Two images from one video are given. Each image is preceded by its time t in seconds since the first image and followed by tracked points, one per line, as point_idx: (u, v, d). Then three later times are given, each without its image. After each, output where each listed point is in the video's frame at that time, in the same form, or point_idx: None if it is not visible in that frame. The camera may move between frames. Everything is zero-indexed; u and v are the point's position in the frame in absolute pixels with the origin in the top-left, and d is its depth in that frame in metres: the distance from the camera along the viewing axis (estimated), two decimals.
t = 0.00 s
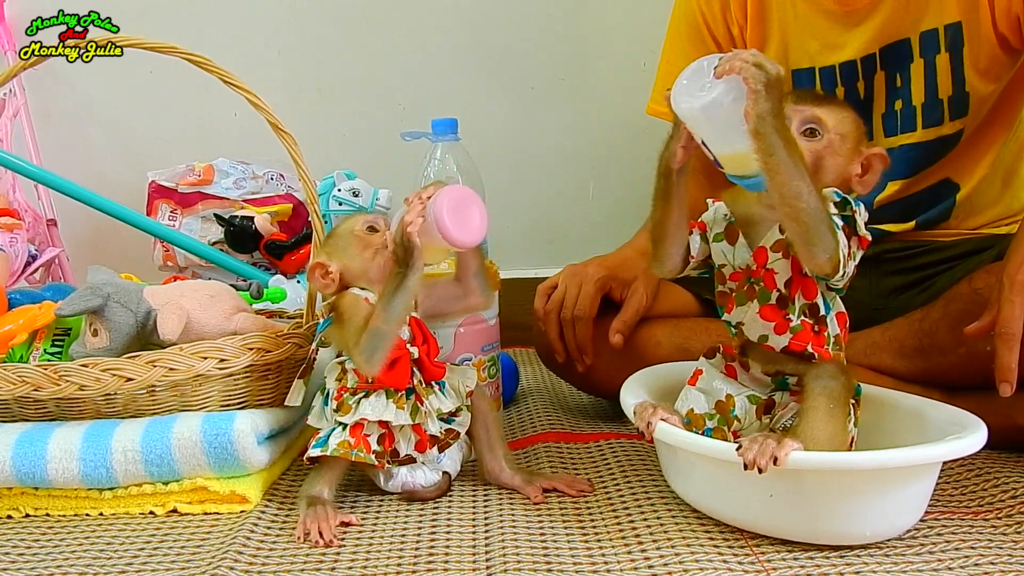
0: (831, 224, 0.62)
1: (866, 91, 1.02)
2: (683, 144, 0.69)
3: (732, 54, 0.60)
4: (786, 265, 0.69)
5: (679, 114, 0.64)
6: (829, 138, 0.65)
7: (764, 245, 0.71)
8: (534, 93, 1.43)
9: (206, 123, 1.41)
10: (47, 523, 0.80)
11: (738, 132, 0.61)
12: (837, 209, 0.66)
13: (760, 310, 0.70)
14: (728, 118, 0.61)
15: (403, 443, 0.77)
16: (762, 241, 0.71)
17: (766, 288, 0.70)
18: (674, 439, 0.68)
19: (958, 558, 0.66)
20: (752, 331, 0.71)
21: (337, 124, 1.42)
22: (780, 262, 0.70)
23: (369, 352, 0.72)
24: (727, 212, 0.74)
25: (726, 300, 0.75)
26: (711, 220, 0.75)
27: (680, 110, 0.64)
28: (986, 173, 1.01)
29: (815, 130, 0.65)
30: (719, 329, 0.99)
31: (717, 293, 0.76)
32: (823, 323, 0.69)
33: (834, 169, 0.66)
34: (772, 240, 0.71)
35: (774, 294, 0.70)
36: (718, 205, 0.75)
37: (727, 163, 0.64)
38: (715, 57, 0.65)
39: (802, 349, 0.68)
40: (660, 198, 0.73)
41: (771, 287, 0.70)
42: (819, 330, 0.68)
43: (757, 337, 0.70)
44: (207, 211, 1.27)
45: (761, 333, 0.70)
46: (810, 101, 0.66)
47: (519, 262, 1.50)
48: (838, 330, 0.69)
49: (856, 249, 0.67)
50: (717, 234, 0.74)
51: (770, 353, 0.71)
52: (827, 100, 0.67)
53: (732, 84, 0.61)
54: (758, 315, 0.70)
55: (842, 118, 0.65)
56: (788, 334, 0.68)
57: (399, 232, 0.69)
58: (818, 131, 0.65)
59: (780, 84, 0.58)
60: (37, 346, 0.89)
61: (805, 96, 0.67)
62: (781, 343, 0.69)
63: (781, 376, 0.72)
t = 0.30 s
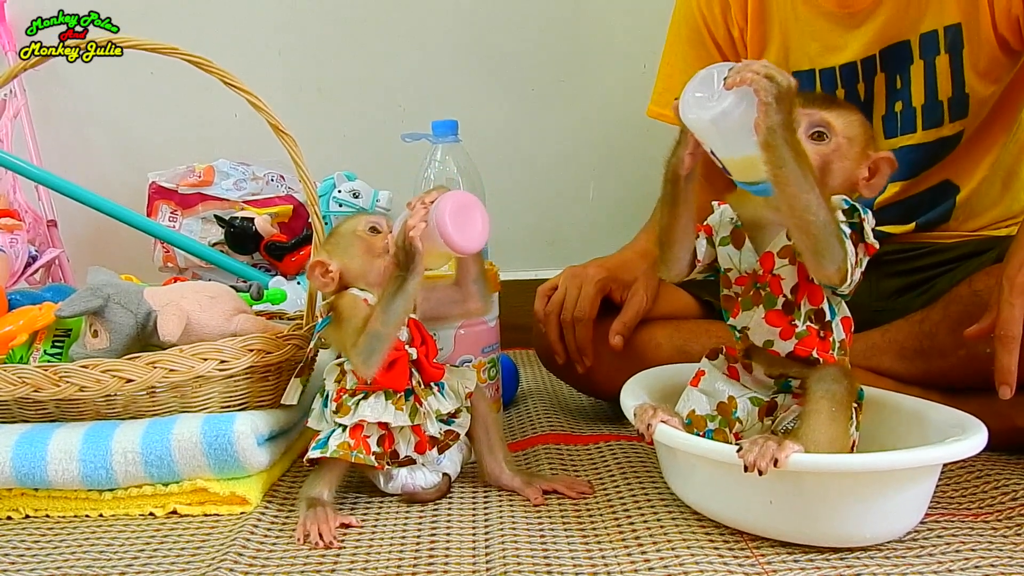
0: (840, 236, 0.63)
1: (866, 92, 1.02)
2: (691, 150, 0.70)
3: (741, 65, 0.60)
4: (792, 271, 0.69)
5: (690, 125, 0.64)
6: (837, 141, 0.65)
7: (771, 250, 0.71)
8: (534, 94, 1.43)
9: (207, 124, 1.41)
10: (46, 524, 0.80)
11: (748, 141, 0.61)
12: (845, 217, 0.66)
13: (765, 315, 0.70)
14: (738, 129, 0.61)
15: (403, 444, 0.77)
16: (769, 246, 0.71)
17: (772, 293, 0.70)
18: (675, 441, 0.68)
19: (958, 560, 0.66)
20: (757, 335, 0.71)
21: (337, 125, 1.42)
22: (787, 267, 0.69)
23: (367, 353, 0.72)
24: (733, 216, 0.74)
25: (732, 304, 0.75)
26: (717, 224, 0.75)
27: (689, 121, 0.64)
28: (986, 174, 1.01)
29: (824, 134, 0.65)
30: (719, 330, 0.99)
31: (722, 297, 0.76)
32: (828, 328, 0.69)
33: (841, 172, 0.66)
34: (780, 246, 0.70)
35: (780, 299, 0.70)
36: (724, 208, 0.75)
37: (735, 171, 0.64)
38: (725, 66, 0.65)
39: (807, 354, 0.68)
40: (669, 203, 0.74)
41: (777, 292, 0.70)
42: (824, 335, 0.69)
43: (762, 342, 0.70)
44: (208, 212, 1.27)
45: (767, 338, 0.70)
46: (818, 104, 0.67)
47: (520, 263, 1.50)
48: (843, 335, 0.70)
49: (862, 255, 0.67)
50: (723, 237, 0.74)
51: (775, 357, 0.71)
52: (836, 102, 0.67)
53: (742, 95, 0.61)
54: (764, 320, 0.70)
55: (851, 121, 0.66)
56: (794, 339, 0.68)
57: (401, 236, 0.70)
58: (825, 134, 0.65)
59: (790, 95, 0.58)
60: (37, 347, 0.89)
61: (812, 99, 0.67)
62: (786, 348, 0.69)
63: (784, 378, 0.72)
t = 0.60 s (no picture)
0: (851, 241, 0.63)
1: (864, 94, 1.02)
2: (702, 152, 0.71)
3: (756, 70, 0.60)
4: (801, 274, 0.69)
5: (700, 127, 0.64)
6: (846, 142, 0.65)
7: (779, 253, 0.71)
8: (535, 95, 1.43)
9: (207, 125, 1.41)
10: (47, 525, 0.79)
11: (760, 145, 0.61)
12: (854, 221, 0.66)
13: (773, 317, 0.70)
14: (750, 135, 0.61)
15: (404, 444, 0.77)
16: (777, 249, 0.71)
17: (780, 296, 0.70)
18: (676, 441, 0.68)
19: (959, 561, 0.66)
20: (763, 338, 0.71)
21: (337, 126, 1.42)
22: (795, 271, 0.69)
23: (372, 347, 0.71)
24: (740, 217, 0.74)
25: (738, 305, 0.75)
26: (724, 225, 0.75)
27: (701, 123, 0.64)
28: (987, 175, 1.01)
29: (833, 135, 0.65)
30: (720, 332, 0.99)
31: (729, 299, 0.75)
32: (835, 330, 0.69)
33: (851, 174, 0.66)
34: (787, 249, 0.70)
35: (787, 302, 0.70)
36: (732, 209, 0.75)
37: (746, 173, 0.64)
38: (740, 70, 0.66)
39: (814, 357, 0.68)
40: (679, 206, 0.75)
41: (785, 295, 0.70)
42: (831, 338, 0.68)
43: (769, 344, 0.70)
44: (208, 213, 1.27)
45: (773, 340, 0.70)
46: (828, 105, 0.67)
47: (520, 264, 1.51)
48: (849, 338, 0.70)
49: (870, 259, 0.67)
50: (730, 239, 0.74)
51: (781, 359, 0.71)
52: (846, 103, 0.67)
53: (756, 100, 0.61)
54: (771, 323, 0.70)
55: (861, 123, 0.66)
56: (800, 342, 0.68)
57: (407, 227, 0.70)
58: (836, 134, 0.65)
59: (804, 100, 0.59)
60: (37, 348, 0.89)
61: (822, 99, 0.67)
62: (793, 351, 0.69)
63: (789, 379, 0.72)
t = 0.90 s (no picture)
0: (853, 245, 0.63)
1: (863, 95, 1.01)
2: (699, 158, 0.71)
3: (754, 75, 0.60)
4: (803, 277, 0.69)
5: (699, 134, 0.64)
6: (846, 143, 0.65)
7: (781, 255, 0.70)
8: (535, 95, 1.43)
9: (207, 125, 1.41)
10: (47, 525, 0.79)
11: (759, 149, 0.61)
12: (856, 223, 0.66)
13: (775, 321, 0.70)
14: (748, 140, 0.61)
15: (405, 444, 0.77)
16: (779, 251, 0.71)
17: (782, 299, 0.70)
18: (676, 442, 0.68)
19: (960, 561, 0.66)
20: (766, 340, 0.71)
21: (338, 126, 1.42)
22: (797, 273, 0.69)
23: (373, 345, 0.72)
24: (741, 219, 0.74)
25: (740, 308, 0.75)
26: (725, 228, 0.75)
27: (699, 130, 0.64)
28: (988, 175, 1.02)
29: (832, 137, 0.65)
30: (720, 331, 0.99)
31: (731, 301, 0.76)
32: (838, 332, 0.69)
33: (850, 176, 0.66)
34: (789, 251, 0.70)
35: (790, 304, 0.69)
36: (732, 211, 0.75)
37: (745, 176, 0.64)
38: (738, 75, 0.65)
39: (817, 359, 0.68)
40: (680, 211, 0.75)
41: (787, 297, 0.70)
42: (834, 340, 0.68)
43: (771, 347, 0.71)
44: (208, 213, 1.27)
45: (777, 343, 0.70)
46: (828, 106, 0.66)
47: (520, 264, 1.51)
48: (852, 339, 0.69)
49: (872, 260, 0.67)
50: (732, 241, 0.74)
51: (784, 361, 0.72)
52: (846, 105, 0.67)
53: (755, 105, 0.61)
54: (773, 325, 0.70)
55: (860, 124, 0.66)
56: (803, 345, 0.68)
57: (403, 222, 0.70)
58: (835, 136, 0.65)
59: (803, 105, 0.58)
60: (37, 348, 0.89)
61: (822, 100, 0.67)
62: (795, 353, 0.69)
63: (792, 380, 0.72)
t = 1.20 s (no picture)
0: (848, 247, 0.62)
1: (872, 89, 1.02)
2: (696, 162, 0.71)
3: (747, 81, 0.60)
4: (800, 279, 0.69)
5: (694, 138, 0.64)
6: (841, 144, 0.65)
7: (778, 258, 0.71)
8: (535, 95, 1.43)
9: (207, 125, 1.41)
10: (47, 525, 0.79)
11: (754, 152, 0.61)
12: (852, 224, 0.66)
13: (773, 322, 0.70)
14: (741, 145, 0.61)
15: (404, 444, 0.77)
16: (775, 253, 0.71)
17: (780, 301, 0.70)
18: (675, 441, 0.68)
19: (960, 561, 0.66)
20: (765, 342, 0.71)
21: (337, 126, 1.42)
22: (795, 275, 0.69)
23: (373, 346, 0.72)
24: (739, 222, 0.74)
25: (739, 311, 0.75)
26: (722, 230, 0.75)
27: (694, 134, 0.64)
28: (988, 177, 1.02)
29: (829, 137, 0.65)
30: (720, 331, 0.99)
31: (730, 303, 0.76)
32: (836, 334, 0.68)
33: (847, 176, 0.66)
34: (786, 254, 0.70)
35: (787, 306, 0.70)
36: (729, 214, 0.75)
37: (740, 180, 0.64)
38: (733, 78, 0.65)
39: (815, 360, 0.68)
40: (677, 214, 0.75)
41: (784, 299, 0.70)
42: (832, 341, 0.68)
43: (769, 349, 0.70)
44: (208, 213, 1.27)
45: (775, 345, 0.70)
46: (823, 107, 0.67)
47: (520, 264, 1.50)
48: (851, 339, 0.69)
49: (869, 262, 0.67)
50: (729, 243, 0.74)
51: (782, 362, 0.71)
52: (840, 106, 0.67)
53: (749, 110, 0.61)
54: (771, 327, 0.70)
55: (855, 124, 0.65)
56: (801, 346, 0.68)
57: (403, 224, 0.70)
58: (830, 137, 0.65)
59: (796, 111, 0.58)
60: (37, 348, 0.89)
61: (817, 102, 0.67)
62: (794, 355, 0.69)
63: (791, 380, 0.72)
